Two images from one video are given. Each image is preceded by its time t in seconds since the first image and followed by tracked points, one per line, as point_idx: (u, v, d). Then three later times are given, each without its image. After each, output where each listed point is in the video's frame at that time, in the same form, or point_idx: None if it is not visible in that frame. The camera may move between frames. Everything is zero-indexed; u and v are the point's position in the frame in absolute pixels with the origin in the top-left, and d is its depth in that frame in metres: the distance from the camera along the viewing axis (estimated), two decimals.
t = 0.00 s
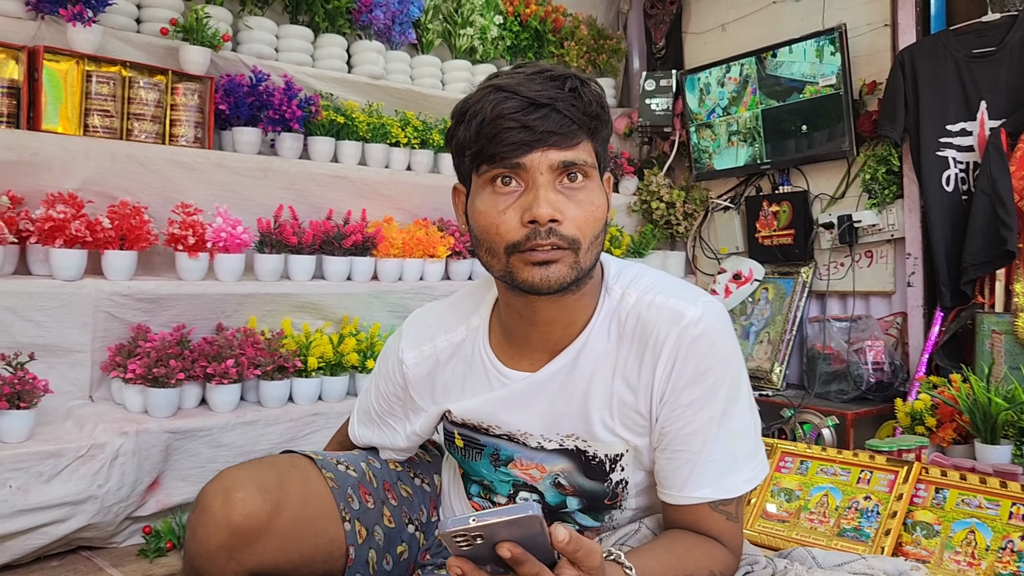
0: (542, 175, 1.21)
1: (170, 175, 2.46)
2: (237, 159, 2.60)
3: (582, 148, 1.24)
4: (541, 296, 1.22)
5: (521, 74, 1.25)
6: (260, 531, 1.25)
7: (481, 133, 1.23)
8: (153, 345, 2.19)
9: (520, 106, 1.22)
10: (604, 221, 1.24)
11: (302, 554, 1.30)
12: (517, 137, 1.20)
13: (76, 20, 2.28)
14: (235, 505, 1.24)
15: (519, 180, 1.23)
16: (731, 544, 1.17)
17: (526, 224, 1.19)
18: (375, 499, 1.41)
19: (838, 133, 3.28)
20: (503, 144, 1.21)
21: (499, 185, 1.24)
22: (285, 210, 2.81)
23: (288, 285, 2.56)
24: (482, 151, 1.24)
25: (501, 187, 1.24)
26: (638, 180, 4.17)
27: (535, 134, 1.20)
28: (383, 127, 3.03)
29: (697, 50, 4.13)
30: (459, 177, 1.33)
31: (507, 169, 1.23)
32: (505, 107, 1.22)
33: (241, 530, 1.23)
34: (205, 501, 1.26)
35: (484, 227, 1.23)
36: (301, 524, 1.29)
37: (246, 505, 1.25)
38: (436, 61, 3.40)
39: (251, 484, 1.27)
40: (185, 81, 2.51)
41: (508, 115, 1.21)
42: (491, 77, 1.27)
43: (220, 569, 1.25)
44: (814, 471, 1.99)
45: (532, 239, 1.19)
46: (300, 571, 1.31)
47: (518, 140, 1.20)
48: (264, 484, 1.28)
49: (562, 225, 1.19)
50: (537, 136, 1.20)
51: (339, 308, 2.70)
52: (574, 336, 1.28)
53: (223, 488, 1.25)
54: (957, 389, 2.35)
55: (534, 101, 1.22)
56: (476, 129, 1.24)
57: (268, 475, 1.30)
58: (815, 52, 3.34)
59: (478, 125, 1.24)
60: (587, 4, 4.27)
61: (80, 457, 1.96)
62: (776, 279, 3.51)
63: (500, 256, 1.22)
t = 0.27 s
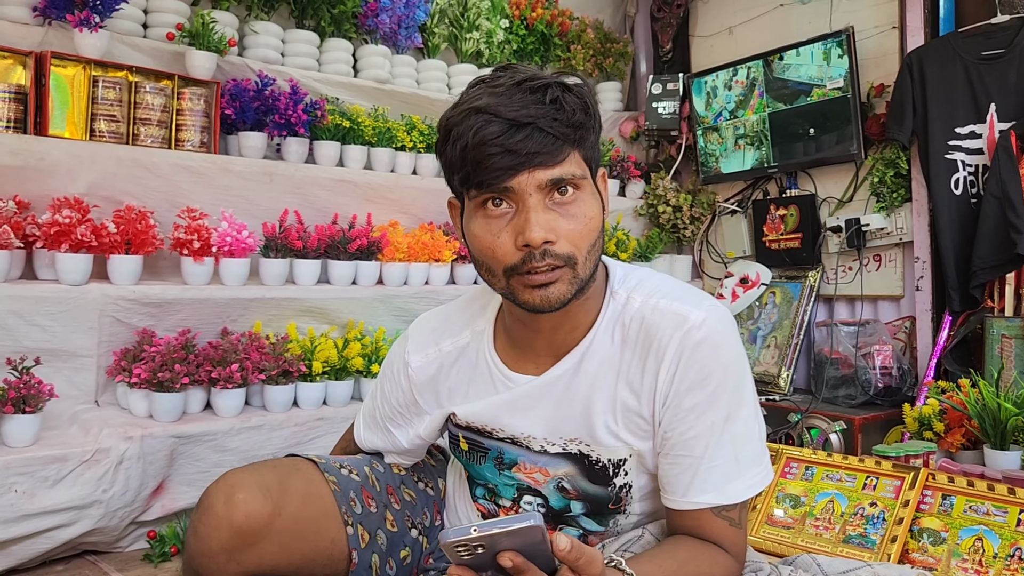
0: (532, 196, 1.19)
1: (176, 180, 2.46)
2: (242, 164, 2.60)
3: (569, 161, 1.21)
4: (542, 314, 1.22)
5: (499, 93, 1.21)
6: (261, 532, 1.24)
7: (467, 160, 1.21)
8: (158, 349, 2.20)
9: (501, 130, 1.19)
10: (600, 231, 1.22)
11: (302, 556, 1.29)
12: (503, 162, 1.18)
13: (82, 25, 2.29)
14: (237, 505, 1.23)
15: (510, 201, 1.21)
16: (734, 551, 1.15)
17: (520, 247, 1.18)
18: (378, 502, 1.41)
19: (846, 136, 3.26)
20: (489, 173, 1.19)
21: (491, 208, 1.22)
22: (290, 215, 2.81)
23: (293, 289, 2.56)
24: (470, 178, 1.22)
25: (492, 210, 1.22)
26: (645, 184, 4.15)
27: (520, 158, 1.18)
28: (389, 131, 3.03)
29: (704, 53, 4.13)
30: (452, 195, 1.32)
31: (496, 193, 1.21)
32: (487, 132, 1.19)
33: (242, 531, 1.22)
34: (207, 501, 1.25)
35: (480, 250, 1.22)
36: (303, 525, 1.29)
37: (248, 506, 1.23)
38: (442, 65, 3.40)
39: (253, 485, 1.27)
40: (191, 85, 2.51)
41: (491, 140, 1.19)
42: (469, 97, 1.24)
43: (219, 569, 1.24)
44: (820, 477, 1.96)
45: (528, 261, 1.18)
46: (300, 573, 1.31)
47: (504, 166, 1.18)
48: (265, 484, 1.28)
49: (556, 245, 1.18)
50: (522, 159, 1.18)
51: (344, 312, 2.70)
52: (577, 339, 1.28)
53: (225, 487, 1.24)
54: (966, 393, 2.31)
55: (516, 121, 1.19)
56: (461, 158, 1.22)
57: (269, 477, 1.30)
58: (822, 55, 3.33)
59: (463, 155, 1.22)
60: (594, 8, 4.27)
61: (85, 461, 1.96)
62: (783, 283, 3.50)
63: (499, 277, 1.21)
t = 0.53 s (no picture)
0: (535, 217, 1.17)
1: (180, 183, 2.47)
2: (247, 167, 2.60)
3: (575, 182, 1.17)
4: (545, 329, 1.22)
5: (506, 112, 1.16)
6: (262, 543, 1.22)
7: (471, 179, 1.18)
8: (162, 352, 2.20)
9: (505, 153, 1.14)
10: (604, 248, 1.20)
11: (302, 567, 1.27)
12: (506, 187, 1.15)
13: (87, 29, 2.30)
14: (239, 516, 1.20)
15: (513, 220, 1.18)
16: (737, 557, 1.13)
17: (522, 269, 1.16)
18: (379, 510, 1.40)
19: (854, 138, 3.23)
20: (492, 196, 1.16)
21: (494, 226, 1.20)
22: (294, 218, 2.81)
23: (297, 292, 2.56)
24: (474, 197, 1.19)
25: (496, 227, 1.20)
26: (651, 186, 4.14)
27: (524, 184, 1.14)
28: (393, 134, 3.01)
29: (711, 55, 4.11)
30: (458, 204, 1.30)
31: (499, 214, 1.18)
32: (491, 154, 1.15)
33: (244, 542, 1.19)
34: (207, 510, 1.21)
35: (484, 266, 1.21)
36: (304, 536, 1.27)
37: (251, 516, 1.20)
38: (447, 68, 3.39)
39: (254, 494, 1.24)
40: (196, 89, 2.52)
41: (495, 164, 1.15)
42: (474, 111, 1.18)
43: None
44: (825, 482, 1.94)
45: (530, 283, 1.17)
46: None
47: (508, 190, 1.15)
48: (267, 494, 1.25)
49: (558, 267, 1.16)
50: (526, 184, 1.14)
51: (348, 315, 2.70)
52: (585, 343, 1.27)
53: (227, 497, 1.21)
54: (974, 397, 2.28)
55: (521, 143, 1.14)
56: (465, 177, 1.19)
57: (270, 486, 1.27)
58: (829, 56, 3.31)
59: (466, 174, 1.19)
60: (600, 10, 4.27)
61: (88, 464, 1.96)
62: (789, 286, 3.48)
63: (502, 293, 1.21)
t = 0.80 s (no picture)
0: (546, 198, 1.21)
1: (184, 187, 2.47)
2: (250, 170, 2.60)
3: (589, 168, 1.21)
4: (549, 318, 1.23)
5: (531, 93, 1.23)
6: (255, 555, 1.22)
7: (487, 154, 1.24)
8: (165, 355, 2.20)
9: (524, 128, 1.20)
10: (613, 240, 1.23)
11: None
12: (521, 160, 1.20)
13: (91, 33, 2.30)
14: (233, 527, 1.20)
15: (525, 200, 1.23)
16: (739, 564, 1.12)
17: (529, 247, 1.19)
18: (375, 519, 1.40)
19: (862, 140, 3.21)
20: (505, 169, 1.21)
21: (506, 205, 1.24)
22: (298, 221, 2.81)
23: (300, 295, 2.56)
24: (488, 173, 1.24)
25: (507, 207, 1.24)
26: (657, 189, 4.12)
27: (538, 159, 1.19)
28: (398, 137, 3.02)
29: (716, 57, 4.09)
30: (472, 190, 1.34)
31: (511, 190, 1.22)
32: (510, 128, 1.21)
33: (238, 552, 1.20)
34: (202, 519, 1.21)
35: (492, 246, 1.24)
36: (297, 547, 1.28)
37: (246, 528, 1.21)
38: (451, 70, 3.38)
39: (249, 505, 1.24)
40: (200, 92, 2.52)
41: (512, 137, 1.20)
42: (500, 89, 1.26)
43: None
44: (829, 487, 1.92)
45: (535, 263, 1.19)
46: None
47: (522, 163, 1.20)
48: (262, 505, 1.25)
49: (565, 250, 1.18)
50: (540, 160, 1.19)
51: (352, 318, 2.69)
52: (588, 347, 1.26)
53: (223, 507, 1.21)
54: (983, 401, 2.26)
55: (539, 121, 1.20)
56: (481, 151, 1.25)
57: (265, 497, 1.27)
58: (836, 58, 3.29)
59: (483, 147, 1.24)
60: (606, 12, 4.26)
61: (90, 467, 1.96)
62: (796, 288, 3.45)
63: (506, 276, 1.22)
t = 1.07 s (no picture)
0: (550, 188, 1.21)
1: (187, 191, 2.47)
2: (253, 174, 2.60)
3: (595, 161, 1.22)
4: (549, 311, 1.22)
5: (541, 87, 1.25)
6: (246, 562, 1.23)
7: (494, 144, 1.25)
8: (166, 359, 2.19)
9: (532, 117, 1.22)
10: (617, 235, 1.23)
11: None
12: (527, 148, 1.21)
13: (94, 36, 2.31)
14: (226, 534, 1.21)
15: (530, 191, 1.23)
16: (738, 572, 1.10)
17: (531, 236, 1.19)
18: (369, 525, 1.39)
19: (869, 144, 3.19)
20: (510, 155, 1.22)
21: (510, 195, 1.25)
22: (300, 225, 2.81)
23: (302, 299, 2.55)
24: (494, 162, 1.25)
25: (511, 198, 1.24)
26: (662, 193, 4.10)
27: (545, 146, 1.21)
28: (401, 141, 3.02)
29: (722, 61, 4.08)
30: (478, 185, 1.35)
31: (517, 179, 1.23)
32: (518, 117, 1.23)
33: (230, 559, 1.21)
34: (194, 527, 1.22)
35: (494, 236, 1.24)
36: (290, 553, 1.29)
37: (237, 536, 1.22)
38: (455, 75, 3.38)
39: (241, 512, 1.25)
40: (202, 96, 2.53)
41: (520, 125, 1.22)
42: (511, 84, 1.28)
43: None
44: (831, 494, 1.90)
45: (537, 251, 1.19)
46: None
47: (527, 151, 1.21)
48: (254, 513, 1.26)
49: (567, 240, 1.18)
50: (547, 148, 1.20)
51: (355, 323, 2.68)
52: (588, 348, 1.26)
53: (215, 514, 1.22)
54: (989, 408, 2.23)
55: (547, 112, 1.22)
56: (489, 140, 1.26)
57: (258, 504, 1.28)
58: (841, 62, 3.27)
59: (491, 136, 1.26)
60: (610, 16, 4.27)
61: (91, 472, 1.95)
62: (802, 294, 3.42)
63: (508, 266, 1.22)
